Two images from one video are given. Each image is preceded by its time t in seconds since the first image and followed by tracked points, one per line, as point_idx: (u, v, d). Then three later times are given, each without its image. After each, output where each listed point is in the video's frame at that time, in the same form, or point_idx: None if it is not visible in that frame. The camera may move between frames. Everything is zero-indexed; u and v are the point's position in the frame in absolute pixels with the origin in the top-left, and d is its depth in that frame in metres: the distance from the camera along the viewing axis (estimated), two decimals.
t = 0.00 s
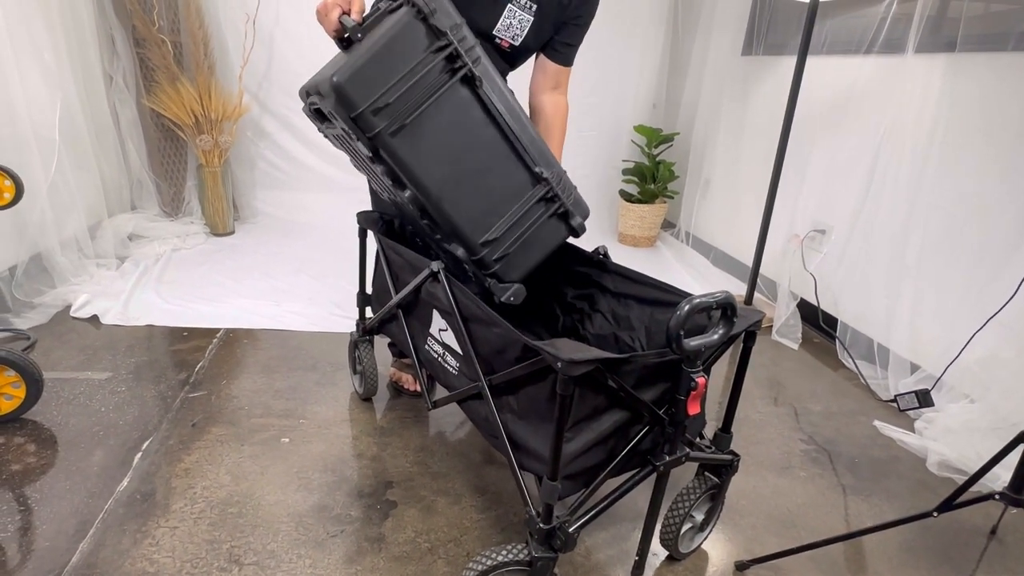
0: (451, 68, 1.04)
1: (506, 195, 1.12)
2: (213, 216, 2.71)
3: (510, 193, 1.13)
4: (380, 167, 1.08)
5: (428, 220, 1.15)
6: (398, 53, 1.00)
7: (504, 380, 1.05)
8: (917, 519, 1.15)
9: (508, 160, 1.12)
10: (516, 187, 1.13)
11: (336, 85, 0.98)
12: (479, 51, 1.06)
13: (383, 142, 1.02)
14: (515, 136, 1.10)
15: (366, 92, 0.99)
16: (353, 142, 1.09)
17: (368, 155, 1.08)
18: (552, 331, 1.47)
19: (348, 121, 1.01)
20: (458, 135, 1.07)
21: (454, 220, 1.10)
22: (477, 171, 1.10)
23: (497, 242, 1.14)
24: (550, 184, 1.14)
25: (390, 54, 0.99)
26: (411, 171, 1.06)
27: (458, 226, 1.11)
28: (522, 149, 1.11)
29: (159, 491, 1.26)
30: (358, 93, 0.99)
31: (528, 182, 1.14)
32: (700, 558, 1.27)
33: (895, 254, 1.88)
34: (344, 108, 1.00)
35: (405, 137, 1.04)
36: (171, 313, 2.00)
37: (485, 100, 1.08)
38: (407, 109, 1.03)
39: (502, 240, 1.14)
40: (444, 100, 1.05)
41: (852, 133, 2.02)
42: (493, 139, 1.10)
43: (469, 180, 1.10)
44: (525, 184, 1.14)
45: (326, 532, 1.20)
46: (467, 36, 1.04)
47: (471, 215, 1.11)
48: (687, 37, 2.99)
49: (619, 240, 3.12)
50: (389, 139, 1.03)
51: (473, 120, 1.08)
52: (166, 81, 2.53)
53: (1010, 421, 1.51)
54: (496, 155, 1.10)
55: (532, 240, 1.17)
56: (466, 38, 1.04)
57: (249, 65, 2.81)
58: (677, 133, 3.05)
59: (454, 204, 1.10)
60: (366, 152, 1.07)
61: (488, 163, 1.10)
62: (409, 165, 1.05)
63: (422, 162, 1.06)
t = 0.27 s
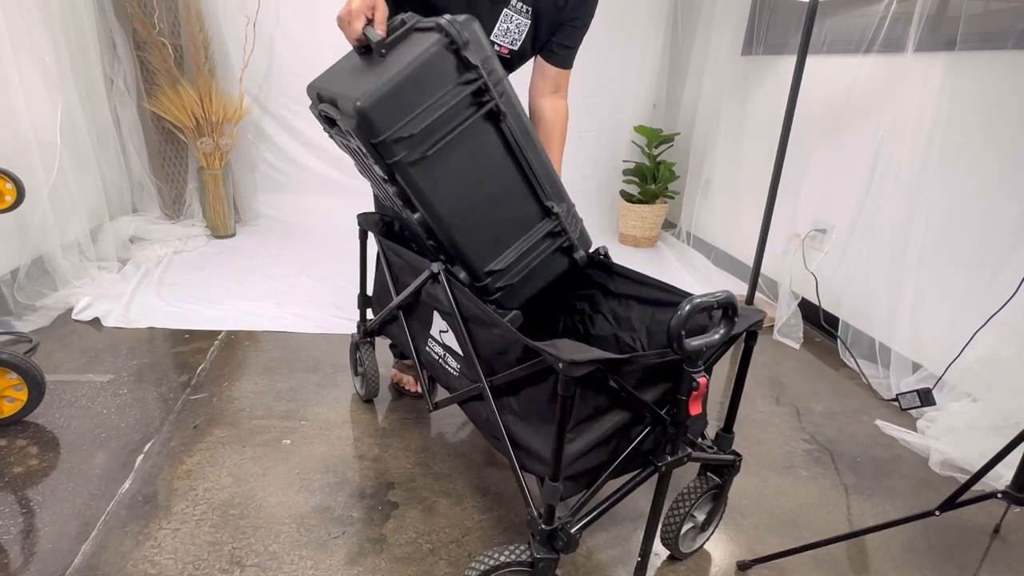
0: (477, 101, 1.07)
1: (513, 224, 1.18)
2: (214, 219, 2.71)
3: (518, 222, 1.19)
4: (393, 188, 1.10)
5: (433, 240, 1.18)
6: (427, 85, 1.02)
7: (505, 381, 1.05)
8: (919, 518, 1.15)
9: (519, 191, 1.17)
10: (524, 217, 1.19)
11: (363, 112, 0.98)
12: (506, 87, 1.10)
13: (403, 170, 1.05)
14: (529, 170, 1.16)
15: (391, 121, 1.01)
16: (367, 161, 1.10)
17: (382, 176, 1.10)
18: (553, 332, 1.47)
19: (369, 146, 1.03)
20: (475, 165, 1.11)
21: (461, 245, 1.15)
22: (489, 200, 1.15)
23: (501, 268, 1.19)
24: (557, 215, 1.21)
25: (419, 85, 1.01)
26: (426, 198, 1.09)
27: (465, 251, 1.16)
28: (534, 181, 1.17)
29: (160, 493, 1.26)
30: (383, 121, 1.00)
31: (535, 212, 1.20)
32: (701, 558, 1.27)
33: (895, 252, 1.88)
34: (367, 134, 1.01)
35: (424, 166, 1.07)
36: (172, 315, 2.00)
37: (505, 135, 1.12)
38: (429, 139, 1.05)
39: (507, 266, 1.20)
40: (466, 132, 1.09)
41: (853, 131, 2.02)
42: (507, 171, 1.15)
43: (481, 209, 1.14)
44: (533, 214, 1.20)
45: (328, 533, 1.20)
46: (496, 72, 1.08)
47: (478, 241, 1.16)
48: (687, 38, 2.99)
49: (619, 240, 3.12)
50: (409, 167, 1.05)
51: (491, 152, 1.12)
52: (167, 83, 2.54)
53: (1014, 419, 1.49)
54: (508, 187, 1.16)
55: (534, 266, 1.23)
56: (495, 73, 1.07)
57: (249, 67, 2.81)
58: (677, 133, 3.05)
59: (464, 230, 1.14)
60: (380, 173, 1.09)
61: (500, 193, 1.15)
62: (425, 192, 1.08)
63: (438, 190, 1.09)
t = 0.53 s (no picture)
0: (504, 125, 1.02)
1: (540, 247, 1.13)
2: (215, 221, 2.71)
3: (545, 245, 1.14)
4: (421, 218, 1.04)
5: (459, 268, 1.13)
6: (455, 112, 0.97)
7: (508, 382, 1.05)
8: (920, 517, 1.15)
9: (545, 214, 1.12)
10: (549, 240, 1.14)
11: (393, 144, 0.93)
12: (531, 109, 1.05)
13: (433, 201, 0.99)
14: (554, 192, 1.11)
15: (421, 151, 0.95)
16: (393, 192, 1.05)
17: (409, 206, 1.04)
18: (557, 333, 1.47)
19: (399, 178, 0.97)
20: (503, 190, 1.06)
21: (490, 272, 1.10)
22: (517, 225, 1.09)
23: (529, 294, 1.14)
24: (583, 236, 1.16)
25: (447, 113, 0.96)
26: (456, 226, 1.04)
27: (493, 277, 1.10)
28: (560, 203, 1.13)
29: (162, 495, 1.27)
30: (413, 152, 0.94)
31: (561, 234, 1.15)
32: (703, 559, 1.27)
33: (896, 252, 1.88)
34: (395, 165, 0.95)
35: (453, 195, 1.01)
36: (173, 317, 2.00)
37: (530, 158, 1.07)
38: (458, 167, 1.00)
39: (535, 292, 1.15)
40: (493, 158, 1.04)
41: (853, 130, 2.02)
42: (533, 194, 1.10)
43: (509, 235, 1.09)
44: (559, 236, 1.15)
45: (329, 535, 1.20)
46: (520, 95, 1.03)
47: (506, 267, 1.11)
48: (686, 37, 2.99)
49: (620, 240, 3.12)
50: (439, 197, 0.99)
51: (518, 174, 1.07)
52: (167, 86, 2.55)
53: (1016, 418, 1.50)
54: (534, 210, 1.11)
55: (560, 289, 1.18)
56: (520, 96, 1.02)
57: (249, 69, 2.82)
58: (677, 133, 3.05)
59: (493, 257, 1.09)
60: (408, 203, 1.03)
61: (527, 217, 1.10)
62: (455, 221, 1.03)
63: (467, 219, 1.04)
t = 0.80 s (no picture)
0: (497, 156, 1.03)
1: (544, 267, 1.14)
2: (215, 223, 2.71)
3: (547, 265, 1.14)
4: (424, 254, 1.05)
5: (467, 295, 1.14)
6: (449, 150, 0.97)
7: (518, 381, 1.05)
8: (921, 517, 1.14)
9: (545, 234, 1.13)
10: (551, 259, 1.14)
11: (392, 190, 0.93)
12: (520, 136, 1.05)
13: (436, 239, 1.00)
14: (552, 212, 1.11)
15: (420, 193, 0.95)
16: (395, 232, 1.05)
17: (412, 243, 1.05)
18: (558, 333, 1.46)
19: (401, 220, 0.97)
20: (502, 216, 1.07)
21: (497, 296, 1.10)
22: (520, 249, 1.10)
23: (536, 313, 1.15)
24: (582, 252, 1.16)
25: (442, 153, 0.96)
26: (460, 257, 1.04)
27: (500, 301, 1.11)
28: (558, 223, 1.13)
29: (163, 497, 1.27)
30: (413, 194, 0.95)
31: (562, 252, 1.16)
32: (705, 559, 1.27)
33: (896, 251, 1.87)
34: (396, 209, 0.96)
35: (454, 228, 1.02)
36: (174, 320, 2.01)
37: (525, 183, 1.07)
38: (458, 202, 1.00)
39: (542, 311, 1.15)
40: (490, 188, 1.04)
41: (853, 130, 2.02)
42: (531, 217, 1.10)
43: (513, 258, 1.10)
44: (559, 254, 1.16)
45: (330, 537, 1.20)
46: (508, 123, 1.03)
47: (512, 291, 1.11)
48: (685, 38, 2.99)
49: (620, 241, 3.12)
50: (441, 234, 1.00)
51: (515, 200, 1.07)
52: (167, 88, 2.55)
53: (1016, 417, 1.50)
54: (535, 230, 1.11)
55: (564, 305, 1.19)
56: (509, 125, 1.03)
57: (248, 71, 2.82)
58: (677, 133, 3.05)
59: (499, 283, 1.09)
60: (410, 241, 1.03)
61: (528, 238, 1.11)
62: (458, 252, 1.03)
63: (471, 250, 1.05)
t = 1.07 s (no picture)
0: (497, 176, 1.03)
1: (537, 289, 1.14)
2: (215, 225, 2.71)
3: (542, 286, 1.14)
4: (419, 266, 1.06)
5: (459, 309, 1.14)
6: (449, 167, 0.98)
7: (506, 384, 1.05)
8: (921, 516, 1.14)
9: (540, 256, 1.13)
10: (546, 282, 1.14)
11: (390, 202, 0.94)
12: (524, 159, 1.06)
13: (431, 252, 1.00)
14: (549, 236, 1.12)
15: (418, 207, 0.96)
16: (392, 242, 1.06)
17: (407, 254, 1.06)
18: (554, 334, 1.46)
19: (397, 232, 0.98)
20: (498, 235, 1.07)
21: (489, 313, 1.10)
22: (514, 269, 1.10)
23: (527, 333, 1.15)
24: (578, 275, 1.16)
25: (442, 169, 0.97)
26: (453, 271, 1.05)
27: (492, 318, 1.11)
28: (555, 245, 1.13)
29: (163, 500, 1.27)
30: (410, 208, 0.96)
31: (557, 275, 1.16)
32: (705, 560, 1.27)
33: (896, 250, 1.87)
34: (393, 220, 0.97)
35: (450, 244, 1.02)
36: (174, 322, 2.01)
37: (525, 205, 1.08)
38: (455, 218, 1.01)
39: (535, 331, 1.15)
40: (488, 207, 1.05)
41: (852, 130, 2.02)
42: (528, 238, 1.11)
43: (506, 278, 1.10)
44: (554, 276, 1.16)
45: (330, 539, 1.20)
46: (512, 145, 1.04)
47: (504, 310, 1.12)
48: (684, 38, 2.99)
49: (620, 241, 3.12)
50: (436, 248, 1.01)
51: (513, 220, 1.08)
52: (166, 90, 2.55)
53: (1016, 417, 1.51)
54: (530, 252, 1.11)
55: (556, 326, 1.19)
56: (511, 146, 1.03)
57: (247, 73, 2.82)
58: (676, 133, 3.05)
59: (490, 301, 1.10)
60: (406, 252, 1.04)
61: (523, 260, 1.11)
62: (452, 267, 1.04)
63: (464, 266, 1.05)
